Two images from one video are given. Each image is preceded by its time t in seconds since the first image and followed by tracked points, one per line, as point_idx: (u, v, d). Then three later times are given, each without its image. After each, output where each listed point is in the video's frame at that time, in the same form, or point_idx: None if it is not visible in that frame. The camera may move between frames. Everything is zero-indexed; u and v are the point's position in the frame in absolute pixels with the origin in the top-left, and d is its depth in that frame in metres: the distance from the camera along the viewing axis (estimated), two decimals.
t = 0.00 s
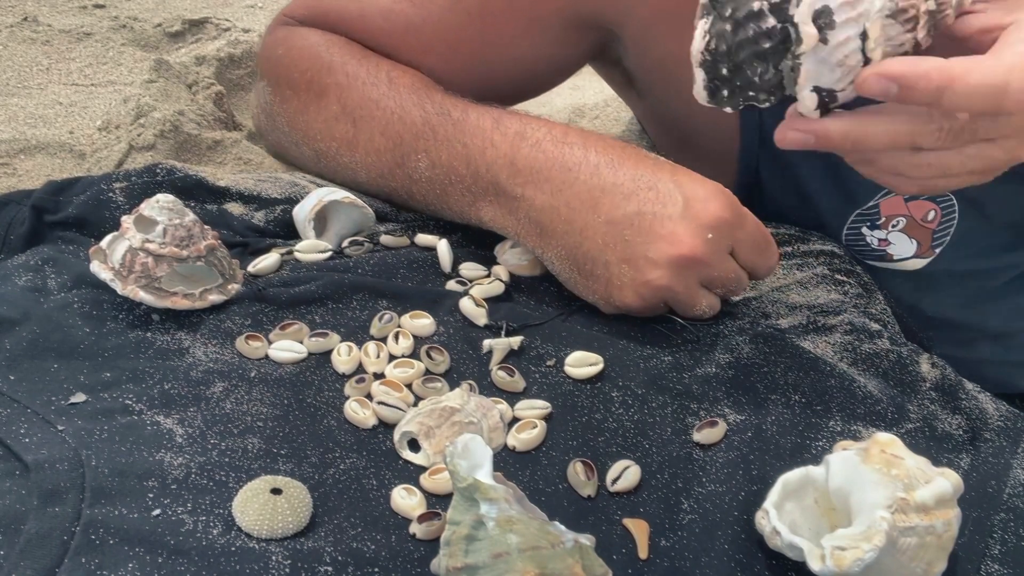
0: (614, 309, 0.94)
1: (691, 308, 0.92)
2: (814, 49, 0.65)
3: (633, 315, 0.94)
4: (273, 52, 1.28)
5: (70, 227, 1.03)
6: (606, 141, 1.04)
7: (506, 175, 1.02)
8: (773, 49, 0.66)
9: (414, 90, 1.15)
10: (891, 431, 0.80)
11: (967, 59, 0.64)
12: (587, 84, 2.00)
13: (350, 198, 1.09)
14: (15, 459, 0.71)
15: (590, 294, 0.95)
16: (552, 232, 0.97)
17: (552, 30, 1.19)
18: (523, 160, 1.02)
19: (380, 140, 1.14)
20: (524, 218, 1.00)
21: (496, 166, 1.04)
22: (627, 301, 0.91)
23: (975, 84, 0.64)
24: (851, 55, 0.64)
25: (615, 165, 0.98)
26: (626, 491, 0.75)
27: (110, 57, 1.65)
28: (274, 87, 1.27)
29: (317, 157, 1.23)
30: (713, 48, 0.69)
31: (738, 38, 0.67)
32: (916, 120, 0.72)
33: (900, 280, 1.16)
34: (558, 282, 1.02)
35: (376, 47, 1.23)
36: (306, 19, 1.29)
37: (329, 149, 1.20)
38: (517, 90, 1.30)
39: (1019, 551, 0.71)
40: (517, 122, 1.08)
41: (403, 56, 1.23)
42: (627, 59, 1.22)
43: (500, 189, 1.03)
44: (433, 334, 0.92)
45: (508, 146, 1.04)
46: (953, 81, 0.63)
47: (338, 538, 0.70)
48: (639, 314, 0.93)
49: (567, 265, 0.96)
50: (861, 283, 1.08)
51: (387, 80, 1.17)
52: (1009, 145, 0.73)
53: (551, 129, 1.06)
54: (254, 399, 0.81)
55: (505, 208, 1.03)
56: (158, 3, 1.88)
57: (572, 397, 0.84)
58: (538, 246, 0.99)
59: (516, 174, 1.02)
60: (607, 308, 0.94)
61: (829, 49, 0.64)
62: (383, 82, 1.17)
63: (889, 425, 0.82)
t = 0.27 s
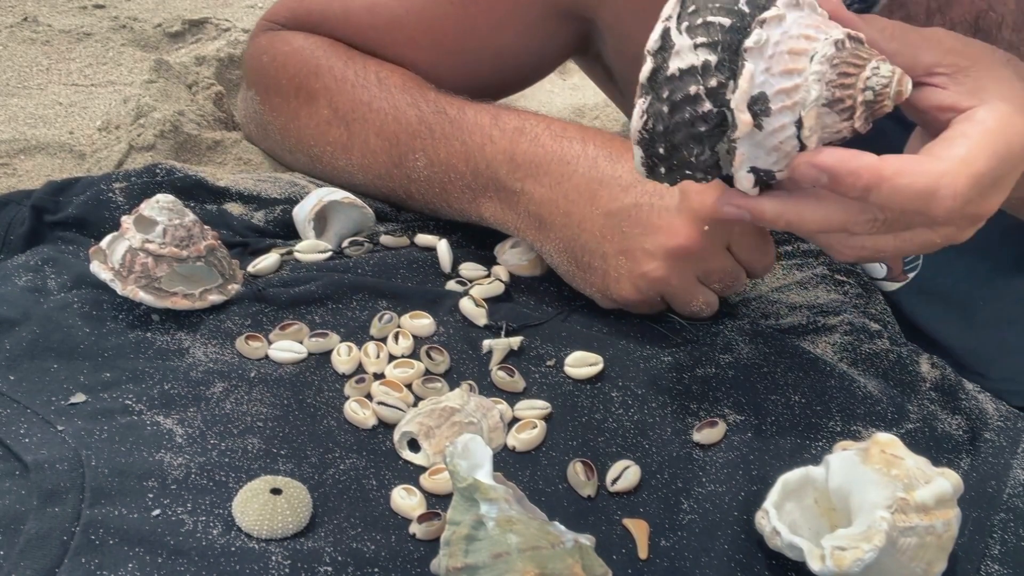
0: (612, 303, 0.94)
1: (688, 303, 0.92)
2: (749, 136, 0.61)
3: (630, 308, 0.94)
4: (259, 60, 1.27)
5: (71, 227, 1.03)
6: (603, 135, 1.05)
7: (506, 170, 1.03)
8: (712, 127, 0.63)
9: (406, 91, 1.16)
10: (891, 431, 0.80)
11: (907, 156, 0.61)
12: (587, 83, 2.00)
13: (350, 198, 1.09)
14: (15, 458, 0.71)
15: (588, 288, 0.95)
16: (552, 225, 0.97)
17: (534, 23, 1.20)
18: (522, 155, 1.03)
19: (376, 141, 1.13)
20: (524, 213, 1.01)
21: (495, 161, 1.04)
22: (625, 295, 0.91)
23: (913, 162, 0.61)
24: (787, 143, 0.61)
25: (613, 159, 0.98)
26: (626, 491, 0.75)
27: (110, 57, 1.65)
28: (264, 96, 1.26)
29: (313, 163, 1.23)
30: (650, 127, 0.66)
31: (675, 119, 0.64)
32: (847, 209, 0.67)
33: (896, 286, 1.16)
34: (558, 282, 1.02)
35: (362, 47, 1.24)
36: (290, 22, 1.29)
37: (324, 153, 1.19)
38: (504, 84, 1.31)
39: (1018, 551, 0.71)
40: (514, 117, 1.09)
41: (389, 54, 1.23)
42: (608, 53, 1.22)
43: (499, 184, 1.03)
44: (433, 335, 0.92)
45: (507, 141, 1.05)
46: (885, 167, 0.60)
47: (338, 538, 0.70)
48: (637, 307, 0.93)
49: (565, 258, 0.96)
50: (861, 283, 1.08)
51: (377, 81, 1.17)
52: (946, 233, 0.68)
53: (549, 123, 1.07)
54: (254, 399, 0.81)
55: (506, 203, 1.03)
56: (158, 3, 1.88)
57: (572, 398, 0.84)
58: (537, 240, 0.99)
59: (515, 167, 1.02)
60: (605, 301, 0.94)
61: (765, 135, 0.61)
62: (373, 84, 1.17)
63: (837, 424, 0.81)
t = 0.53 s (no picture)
0: (613, 301, 0.94)
1: (688, 301, 0.91)
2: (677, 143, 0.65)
3: (631, 306, 0.94)
4: (259, 59, 1.27)
5: (70, 227, 1.03)
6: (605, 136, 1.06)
7: (508, 167, 1.03)
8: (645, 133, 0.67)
9: (407, 90, 1.16)
10: (890, 431, 0.80)
11: (831, 166, 0.64)
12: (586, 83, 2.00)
13: (350, 198, 1.09)
14: (15, 458, 0.71)
15: (588, 286, 0.95)
16: (553, 222, 0.97)
17: (533, 19, 1.20)
18: (524, 153, 1.03)
19: (377, 139, 1.13)
20: (525, 209, 1.01)
21: (497, 159, 1.04)
22: (625, 293, 0.91)
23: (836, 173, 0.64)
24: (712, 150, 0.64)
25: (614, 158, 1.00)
26: (626, 491, 0.75)
27: (110, 57, 1.65)
28: (264, 96, 1.26)
29: (312, 161, 1.22)
30: (589, 131, 0.70)
31: (612, 124, 0.68)
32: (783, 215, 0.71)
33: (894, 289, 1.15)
34: (558, 282, 1.02)
35: (363, 47, 1.24)
36: (290, 22, 1.29)
37: (324, 151, 1.19)
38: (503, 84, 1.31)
39: (1018, 551, 0.71)
40: (516, 116, 1.10)
41: (389, 54, 1.23)
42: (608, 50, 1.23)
43: (500, 181, 1.03)
44: (433, 335, 0.92)
45: (509, 139, 1.05)
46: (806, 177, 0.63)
47: (338, 538, 0.70)
48: (637, 305, 0.93)
49: (566, 256, 0.95)
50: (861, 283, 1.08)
51: (378, 80, 1.17)
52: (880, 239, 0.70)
53: (551, 122, 1.08)
54: (254, 399, 0.81)
55: (506, 201, 1.03)
56: (158, 3, 1.88)
57: (572, 397, 0.84)
58: (537, 237, 0.99)
59: (517, 165, 1.03)
60: (605, 298, 0.94)
61: (693, 142, 0.64)
62: (374, 82, 1.17)
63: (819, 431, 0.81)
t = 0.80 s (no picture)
0: (614, 299, 0.94)
1: (689, 300, 0.91)
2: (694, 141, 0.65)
3: (632, 305, 0.94)
4: (260, 58, 1.27)
5: (71, 227, 1.03)
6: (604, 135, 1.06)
7: (508, 165, 1.03)
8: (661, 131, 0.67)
9: (407, 89, 1.16)
10: (891, 431, 0.80)
11: (844, 159, 0.64)
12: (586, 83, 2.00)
13: (350, 198, 1.09)
14: (15, 458, 0.71)
15: (589, 284, 0.95)
16: (553, 220, 0.97)
17: (535, 22, 1.20)
18: (524, 151, 1.03)
19: (376, 137, 1.13)
20: (524, 207, 1.01)
21: (496, 156, 1.04)
22: (626, 291, 0.91)
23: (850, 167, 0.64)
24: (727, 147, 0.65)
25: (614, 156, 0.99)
26: (626, 491, 0.75)
27: (110, 57, 1.65)
28: (264, 95, 1.26)
29: (312, 160, 1.22)
30: (606, 127, 0.69)
31: (628, 123, 0.67)
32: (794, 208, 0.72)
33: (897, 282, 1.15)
34: (558, 282, 1.02)
35: (364, 48, 1.24)
36: (292, 21, 1.29)
37: (324, 150, 1.19)
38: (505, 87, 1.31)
39: (1019, 551, 0.71)
40: (516, 114, 1.09)
41: (390, 55, 1.23)
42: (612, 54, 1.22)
43: (500, 179, 1.03)
44: (433, 335, 0.92)
45: (508, 137, 1.05)
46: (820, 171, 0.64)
47: (338, 538, 0.70)
48: (639, 303, 0.93)
49: (567, 254, 0.96)
50: (861, 283, 1.08)
51: (377, 79, 1.17)
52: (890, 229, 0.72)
53: (550, 120, 1.07)
54: (254, 399, 0.81)
55: (506, 199, 1.03)
56: (158, 3, 1.88)
57: (572, 397, 0.84)
58: (538, 236, 0.99)
59: (517, 163, 1.03)
60: (606, 296, 0.94)
61: (711, 139, 0.65)
62: (373, 81, 1.17)
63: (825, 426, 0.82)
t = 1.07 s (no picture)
0: (614, 298, 0.94)
1: (690, 301, 0.91)
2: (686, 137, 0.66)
3: (633, 304, 0.93)
4: (261, 59, 1.27)
5: (71, 227, 1.03)
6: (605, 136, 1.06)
7: (508, 165, 1.03)
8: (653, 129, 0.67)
9: (408, 89, 1.16)
10: (891, 431, 0.80)
11: (836, 153, 0.64)
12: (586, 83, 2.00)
13: (350, 198, 1.09)
14: (15, 458, 0.71)
15: (589, 284, 0.94)
16: (554, 219, 0.97)
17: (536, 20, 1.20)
18: (524, 150, 1.03)
19: (377, 137, 1.13)
20: (525, 207, 1.01)
21: (497, 156, 1.04)
22: (626, 290, 0.91)
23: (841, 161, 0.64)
24: (719, 143, 0.65)
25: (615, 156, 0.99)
26: (626, 491, 0.75)
27: (110, 57, 1.65)
28: (265, 95, 1.26)
29: (312, 160, 1.22)
30: (598, 126, 0.70)
31: (620, 122, 0.68)
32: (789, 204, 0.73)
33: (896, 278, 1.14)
34: (558, 281, 1.02)
35: (365, 47, 1.24)
36: (293, 22, 1.29)
37: (324, 150, 1.19)
38: (505, 86, 1.31)
39: (1019, 551, 0.71)
40: (517, 114, 1.10)
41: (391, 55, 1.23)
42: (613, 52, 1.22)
43: (501, 178, 1.03)
44: (433, 335, 0.92)
45: (509, 137, 1.05)
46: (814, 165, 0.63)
47: (338, 538, 0.70)
48: (639, 303, 0.93)
49: (568, 253, 0.95)
50: (861, 283, 1.07)
51: (378, 79, 1.17)
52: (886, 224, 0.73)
53: (551, 120, 1.08)
54: (254, 399, 0.81)
55: (506, 198, 1.03)
56: (158, 3, 1.88)
57: (572, 398, 0.84)
58: (539, 236, 0.99)
59: (518, 163, 1.03)
60: (606, 296, 0.94)
61: (702, 136, 0.65)
62: (374, 81, 1.17)
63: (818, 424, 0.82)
